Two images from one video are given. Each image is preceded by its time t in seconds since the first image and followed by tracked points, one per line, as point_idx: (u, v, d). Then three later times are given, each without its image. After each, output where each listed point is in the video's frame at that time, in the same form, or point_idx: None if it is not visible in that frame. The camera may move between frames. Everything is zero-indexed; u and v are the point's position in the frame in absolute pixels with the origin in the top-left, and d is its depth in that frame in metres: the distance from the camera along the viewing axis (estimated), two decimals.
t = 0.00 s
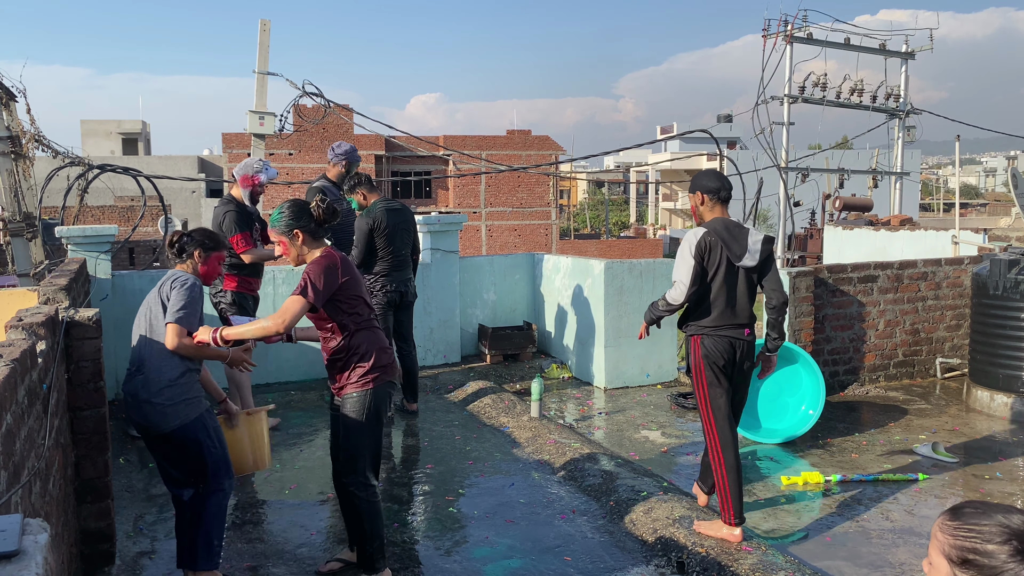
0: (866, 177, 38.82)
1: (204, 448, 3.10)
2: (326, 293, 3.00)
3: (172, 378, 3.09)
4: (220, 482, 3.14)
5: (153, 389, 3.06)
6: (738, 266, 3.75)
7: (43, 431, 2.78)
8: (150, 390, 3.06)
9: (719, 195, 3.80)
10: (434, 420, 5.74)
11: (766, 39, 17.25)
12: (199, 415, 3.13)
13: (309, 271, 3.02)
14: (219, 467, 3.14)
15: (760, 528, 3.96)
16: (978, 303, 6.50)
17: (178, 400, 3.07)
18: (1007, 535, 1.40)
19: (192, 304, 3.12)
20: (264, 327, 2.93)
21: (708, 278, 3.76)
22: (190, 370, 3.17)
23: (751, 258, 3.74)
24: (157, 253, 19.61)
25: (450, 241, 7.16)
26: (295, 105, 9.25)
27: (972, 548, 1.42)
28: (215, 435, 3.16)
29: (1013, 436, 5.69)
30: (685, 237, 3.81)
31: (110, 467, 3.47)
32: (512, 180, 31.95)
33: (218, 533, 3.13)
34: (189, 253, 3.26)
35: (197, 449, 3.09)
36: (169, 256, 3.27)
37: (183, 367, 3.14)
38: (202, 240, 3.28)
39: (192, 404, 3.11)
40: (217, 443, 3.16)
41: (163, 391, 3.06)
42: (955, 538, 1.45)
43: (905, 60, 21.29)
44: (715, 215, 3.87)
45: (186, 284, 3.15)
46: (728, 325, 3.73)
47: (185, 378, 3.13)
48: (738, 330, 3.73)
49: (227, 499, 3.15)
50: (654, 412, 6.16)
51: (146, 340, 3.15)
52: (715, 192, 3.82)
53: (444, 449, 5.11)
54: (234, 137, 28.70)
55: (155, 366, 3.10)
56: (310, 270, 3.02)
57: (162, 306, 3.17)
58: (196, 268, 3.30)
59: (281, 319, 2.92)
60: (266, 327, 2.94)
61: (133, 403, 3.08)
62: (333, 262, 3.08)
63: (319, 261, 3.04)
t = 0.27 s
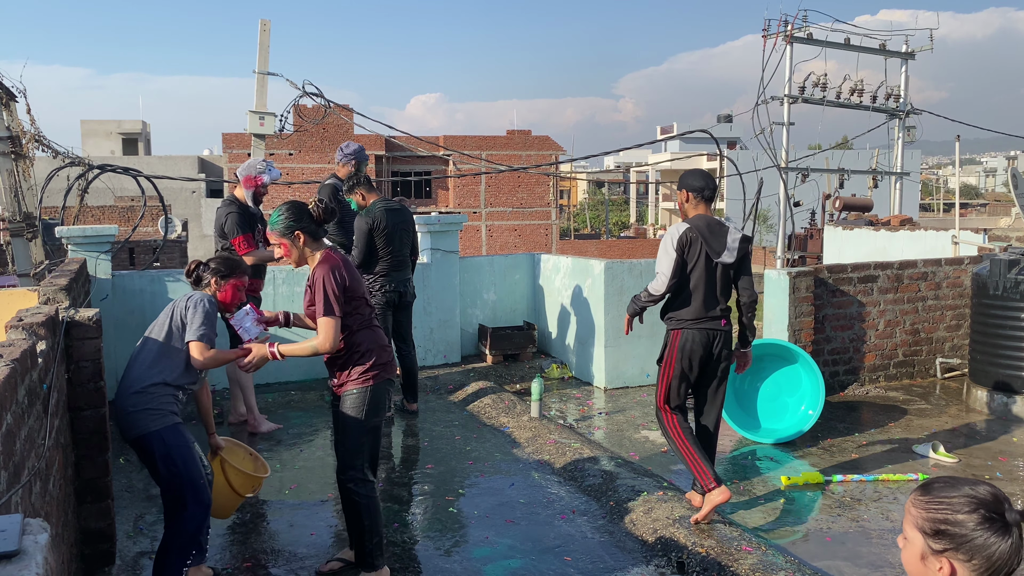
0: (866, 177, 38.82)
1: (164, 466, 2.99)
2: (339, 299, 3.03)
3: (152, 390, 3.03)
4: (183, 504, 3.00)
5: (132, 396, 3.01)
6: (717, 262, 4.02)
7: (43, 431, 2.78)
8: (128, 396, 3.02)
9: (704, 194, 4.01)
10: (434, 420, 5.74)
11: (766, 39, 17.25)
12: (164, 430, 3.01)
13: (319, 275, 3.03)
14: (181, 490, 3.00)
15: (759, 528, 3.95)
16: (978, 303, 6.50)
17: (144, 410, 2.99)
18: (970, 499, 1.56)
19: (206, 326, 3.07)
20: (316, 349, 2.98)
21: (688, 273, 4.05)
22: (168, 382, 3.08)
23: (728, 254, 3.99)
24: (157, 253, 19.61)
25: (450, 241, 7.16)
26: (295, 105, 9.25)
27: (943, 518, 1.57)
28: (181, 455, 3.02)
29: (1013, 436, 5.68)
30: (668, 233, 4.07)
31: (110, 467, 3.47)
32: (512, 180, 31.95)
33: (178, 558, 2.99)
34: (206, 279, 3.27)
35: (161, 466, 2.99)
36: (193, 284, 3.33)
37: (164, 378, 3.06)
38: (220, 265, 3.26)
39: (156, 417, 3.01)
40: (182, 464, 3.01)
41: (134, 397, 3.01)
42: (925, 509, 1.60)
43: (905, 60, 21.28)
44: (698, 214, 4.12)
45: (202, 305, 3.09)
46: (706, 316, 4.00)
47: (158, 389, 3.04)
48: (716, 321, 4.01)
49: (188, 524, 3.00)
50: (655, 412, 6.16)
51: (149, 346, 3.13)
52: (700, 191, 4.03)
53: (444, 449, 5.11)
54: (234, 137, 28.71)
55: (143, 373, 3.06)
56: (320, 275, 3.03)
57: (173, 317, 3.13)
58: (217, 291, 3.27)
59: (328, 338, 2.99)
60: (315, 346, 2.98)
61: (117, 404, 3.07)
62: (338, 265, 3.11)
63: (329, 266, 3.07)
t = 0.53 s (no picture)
0: (866, 177, 38.82)
1: (161, 470, 2.99)
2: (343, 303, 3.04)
3: (148, 394, 3.03)
4: (184, 505, 3.00)
5: (127, 401, 3.01)
6: (697, 260, 4.17)
7: (43, 431, 2.78)
8: (123, 401, 3.01)
9: (683, 194, 4.24)
10: (434, 421, 5.74)
11: (766, 39, 17.24)
12: (160, 434, 3.01)
13: (323, 279, 3.03)
14: (179, 493, 3.00)
15: (760, 528, 3.95)
16: (978, 303, 6.50)
17: (138, 414, 2.99)
18: (916, 488, 1.77)
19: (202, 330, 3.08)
20: (320, 351, 3.05)
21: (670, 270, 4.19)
22: (161, 386, 3.07)
23: (708, 252, 4.16)
24: (157, 253, 19.61)
25: (450, 241, 7.17)
26: (295, 105, 9.25)
27: (891, 505, 1.78)
28: (178, 458, 3.02)
29: (1013, 436, 5.69)
30: (649, 234, 4.24)
31: (110, 467, 3.47)
32: (512, 180, 31.95)
33: (182, 559, 3.00)
34: (200, 275, 3.22)
35: (157, 470, 3.00)
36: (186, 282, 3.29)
37: (157, 382, 3.06)
38: (211, 262, 3.20)
39: (151, 421, 3.00)
40: (178, 467, 3.01)
41: (127, 402, 3.01)
42: (878, 497, 1.81)
43: (905, 60, 21.27)
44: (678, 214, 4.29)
45: (197, 308, 3.09)
46: (685, 312, 4.15)
47: (152, 393, 3.04)
48: (695, 316, 4.15)
49: (187, 525, 3.00)
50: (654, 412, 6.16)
51: (140, 348, 3.10)
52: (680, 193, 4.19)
53: (444, 450, 5.11)
54: (234, 137, 28.71)
55: (137, 377, 3.05)
56: (324, 279, 3.03)
57: (166, 319, 3.10)
58: (210, 291, 3.23)
59: (334, 342, 3.04)
60: (320, 348, 3.06)
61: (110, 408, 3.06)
62: (342, 268, 3.10)
63: (332, 269, 3.06)
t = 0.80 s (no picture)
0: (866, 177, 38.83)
1: (164, 465, 3.00)
2: (347, 307, 3.05)
3: (149, 387, 3.02)
4: (178, 505, 3.00)
5: (129, 395, 3.00)
6: (669, 257, 4.23)
7: (43, 431, 2.78)
8: (124, 395, 3.00)
9: (655, 192, 4.27)
10: (434, 420, 5.74)
11: (766, 39, 17.25)
12: (165, 427, 3.02)
13: (329, 282, 3.03)
14: (179, 489, 3.00)
15: (760, 528, 3.95)
16: (978, 303, 6.50)
17: (144, 408, 2.99)
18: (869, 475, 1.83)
19: (192, 320, 3.06)
20: (322, 353, 3.06)
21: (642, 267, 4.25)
22: (164, 379, 3.06)
23: (679, 249, 4.21)
24: (157, 254, 19.63)
25: (450, 241, 7.16)
26: (295, 105, 9.25)
27: (843, 490, 1.85)
28: (180, 453, 3.03)
29: (1013, 436, 5.69)
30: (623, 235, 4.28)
31: (110, 468, 3.47)
32: (512, 180, 31.95)
33: (179, 559, 3.02)
34: (179, 249, 3.18)
35: (161, 465, 3.00)
36: (161, 253, 3.24)
37: (159, 376, 3.05)
38: (190, 236, 3.16)
39: (158, 414, 3.01)
40: (183, 461, 3.03)
41: (132, 396, 2.99)
42: (832, 483, 1.87)
43: (905, 60, 21.28)
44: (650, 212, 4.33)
45: (186, 298, 3.05)
46: (654, 305, 4.23)
47: (157, 387, 3.03)
48: (666, 309, 4.22)
49: (185, 525, 3.01)
50: (654, 412, 6.16)
51: (132, 340, 3.07)
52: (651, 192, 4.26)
53: (445, 449, 5.11)
54: (234, 137, 28.71)
55: (136, 371, 3.04)
56: (330, 282, 3.02)
57: (156, 310, 3.06)
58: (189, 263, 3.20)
59: (335, 345, 3.05)
60: (323, 350, 3.06)
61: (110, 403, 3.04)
62: (347, 270, 3.11)
63: (337, 272, 3.06)
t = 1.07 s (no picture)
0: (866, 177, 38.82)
1: (158, 462, 2.99)
2: (349, 311, 3.04)
3: (141, 385, 3.02)
4: (172, 503, 3.00)
5: (123, 394, 3.02)
6: (645, 254, 4.44)
7: (43, 431, 2.78)
8: (120, 393, 3.02)
9: (631, 193, 4.47)
10: (434, 421, 5.74)
11: (767, 39, 17.25)
12: (158, 424, 3.01)
13: (332, 284, 3.02)
14: (172, 486, 3.00)
15: (760, 528, 3.95)
16: (978, 303, 6.50)
17: (137, 406, 3.00)
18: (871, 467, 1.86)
19: (177, 317, 3.05)
20: (323, 354, 3.05)
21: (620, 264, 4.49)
22: (156, 375, 3.06)
23: (653, 246, 4.42)
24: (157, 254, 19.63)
25: (450, 241, 7.16)
26: (295, 105, 9.25)
27: (847, 483, 1.86)
28: (174, 450, 3.02)
29: (1013, 436, 5.69)
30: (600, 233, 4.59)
31: (110, 468, 3.47)
32: (512, 180, 31.95)
33: (177, 557, 3.02)
34: (163, 239, 3.14)
35: (155, 462, 3.00)
36: (146, 242, 3.20)
37: (150, 373, 3.04)
38: (174, 226, 3.13)
39: (152, 411, 3.01)
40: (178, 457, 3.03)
41: (125, 393, 3.01)
42: (834, 475, 1.90)
43: (905, 60, 21.27)
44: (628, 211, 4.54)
45: (169, 295, 3.04)
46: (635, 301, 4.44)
47: (149, 384, 3.03)
48: (648, 304, 4.42)
49: (179, 523, 3.01)
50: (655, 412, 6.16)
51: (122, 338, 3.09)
52: (627, 192, 4.49)
53: (444, 449, 5.11)
54: (234, 137, 28.72)
55: (128, 369, 3.05)
56: (333, 285, 3.02)
57: (141, 307, 3.06)
58: (175, 253, 3.17)
59: (332, 348, 3.04)
60: (324, 351, 3.05)
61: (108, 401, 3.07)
62: (352, 272, 3.11)
63: (342, 273, 3.06)
